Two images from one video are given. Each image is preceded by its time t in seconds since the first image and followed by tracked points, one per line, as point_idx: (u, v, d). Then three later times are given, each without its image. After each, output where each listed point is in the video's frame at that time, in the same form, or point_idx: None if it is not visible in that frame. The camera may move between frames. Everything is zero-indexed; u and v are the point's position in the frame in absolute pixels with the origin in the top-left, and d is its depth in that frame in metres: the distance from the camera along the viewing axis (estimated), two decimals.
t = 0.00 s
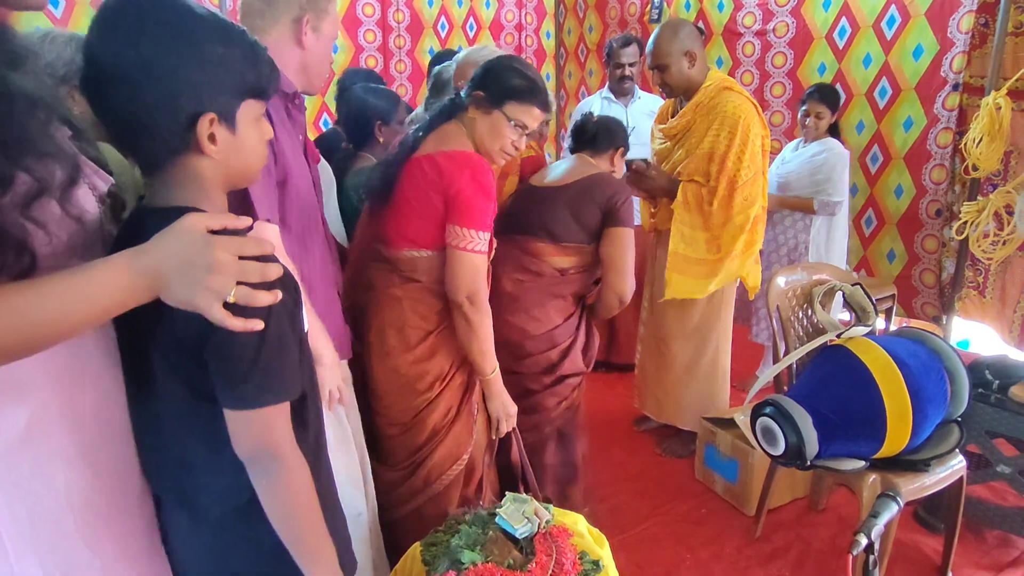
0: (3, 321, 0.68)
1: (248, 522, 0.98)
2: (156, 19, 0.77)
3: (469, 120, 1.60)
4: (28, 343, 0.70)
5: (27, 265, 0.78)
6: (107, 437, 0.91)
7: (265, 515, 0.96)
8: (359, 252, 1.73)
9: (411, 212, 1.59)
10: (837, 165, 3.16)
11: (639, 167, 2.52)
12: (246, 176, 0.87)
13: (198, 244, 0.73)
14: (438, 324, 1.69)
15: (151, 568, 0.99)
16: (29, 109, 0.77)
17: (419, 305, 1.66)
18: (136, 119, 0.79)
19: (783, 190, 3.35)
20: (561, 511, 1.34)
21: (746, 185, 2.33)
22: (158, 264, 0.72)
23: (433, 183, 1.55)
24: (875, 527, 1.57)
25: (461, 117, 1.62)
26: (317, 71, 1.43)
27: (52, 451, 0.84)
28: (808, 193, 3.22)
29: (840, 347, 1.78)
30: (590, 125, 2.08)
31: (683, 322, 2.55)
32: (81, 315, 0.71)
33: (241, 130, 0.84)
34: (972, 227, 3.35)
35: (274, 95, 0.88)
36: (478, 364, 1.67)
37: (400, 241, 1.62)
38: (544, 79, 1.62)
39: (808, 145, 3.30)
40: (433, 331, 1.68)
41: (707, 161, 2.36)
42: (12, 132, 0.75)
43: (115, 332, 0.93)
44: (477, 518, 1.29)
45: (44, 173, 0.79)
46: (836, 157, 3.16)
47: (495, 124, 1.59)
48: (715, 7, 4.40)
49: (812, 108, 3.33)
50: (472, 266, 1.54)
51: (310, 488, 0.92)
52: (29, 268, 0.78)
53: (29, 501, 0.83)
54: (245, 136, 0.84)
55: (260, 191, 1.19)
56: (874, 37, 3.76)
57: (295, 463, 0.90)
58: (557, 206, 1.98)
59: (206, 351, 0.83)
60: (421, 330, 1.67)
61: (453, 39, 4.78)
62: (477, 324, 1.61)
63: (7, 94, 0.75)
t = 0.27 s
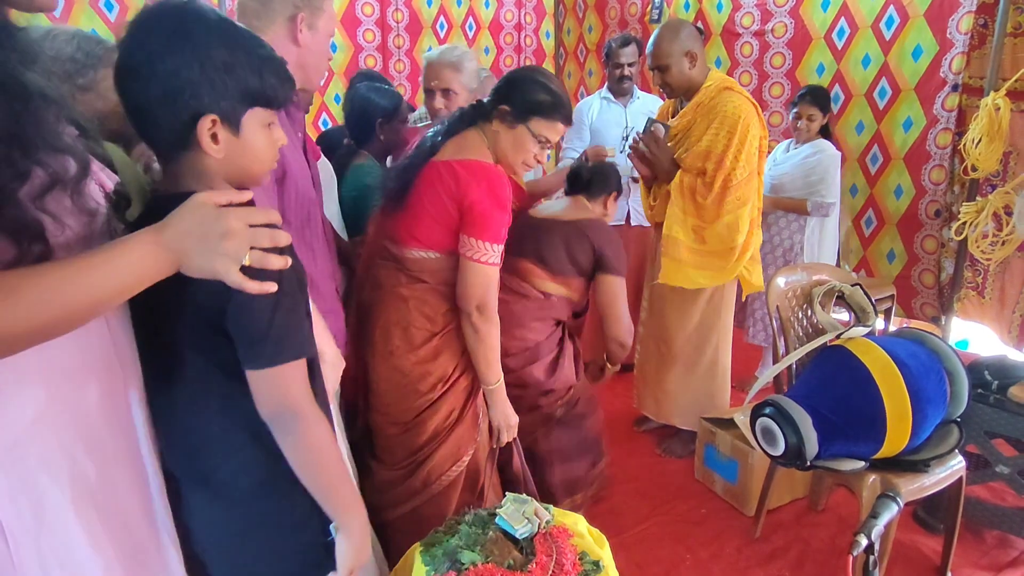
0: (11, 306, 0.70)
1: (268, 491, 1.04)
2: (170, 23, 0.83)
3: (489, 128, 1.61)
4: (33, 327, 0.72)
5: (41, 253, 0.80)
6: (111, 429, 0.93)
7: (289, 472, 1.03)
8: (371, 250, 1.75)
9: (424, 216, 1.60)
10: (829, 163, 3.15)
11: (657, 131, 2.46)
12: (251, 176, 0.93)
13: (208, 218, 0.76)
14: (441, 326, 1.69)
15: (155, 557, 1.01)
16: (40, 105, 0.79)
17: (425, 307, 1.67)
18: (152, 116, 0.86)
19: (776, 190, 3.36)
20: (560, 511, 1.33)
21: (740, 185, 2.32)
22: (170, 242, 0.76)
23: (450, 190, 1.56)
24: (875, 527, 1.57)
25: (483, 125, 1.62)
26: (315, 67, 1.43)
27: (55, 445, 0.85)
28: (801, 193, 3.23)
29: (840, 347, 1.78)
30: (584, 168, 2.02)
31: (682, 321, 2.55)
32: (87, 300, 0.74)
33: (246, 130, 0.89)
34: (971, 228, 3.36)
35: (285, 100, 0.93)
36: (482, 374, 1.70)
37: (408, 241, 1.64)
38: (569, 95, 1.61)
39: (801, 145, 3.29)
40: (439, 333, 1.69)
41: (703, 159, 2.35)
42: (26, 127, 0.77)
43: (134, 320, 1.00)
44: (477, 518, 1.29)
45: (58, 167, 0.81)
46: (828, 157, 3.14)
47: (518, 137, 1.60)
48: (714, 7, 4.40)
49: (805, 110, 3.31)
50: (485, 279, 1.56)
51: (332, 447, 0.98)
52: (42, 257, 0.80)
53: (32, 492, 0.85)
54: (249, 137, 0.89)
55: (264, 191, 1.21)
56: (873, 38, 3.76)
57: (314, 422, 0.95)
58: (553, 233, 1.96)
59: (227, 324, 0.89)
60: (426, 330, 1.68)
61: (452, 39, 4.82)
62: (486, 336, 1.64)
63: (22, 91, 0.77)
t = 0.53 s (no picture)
0: (23, 311, 0.73)
1: (298, 465, 1.09)
2: (199, 31, 0.89)
3: (502, 138, 1.61)
4: (46, 333, 0.75)
5: (64, 247, 0.83)
6: (111, 430, 0.95)
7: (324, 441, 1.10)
8: (376, 249, 1.75)
9: (430, 217, 1.61)
10: (821, 162, 3.17)
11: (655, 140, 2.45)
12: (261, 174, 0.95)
13: (232, 208, 0.84)
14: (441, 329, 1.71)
15: (152, 560, 1.02)
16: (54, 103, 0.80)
17: (426, 308, 1.68)
18: (179, 117, 0.91)
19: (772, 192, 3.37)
20: (559, 512, 1.34)
21: (745, 185, 2.33)
22: (203, 230, 0.83)
23: (457, 193, 1.57)
24: (874, 527, 1.57)
25: (497, 133, 1.61)
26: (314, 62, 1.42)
27: (50, 444, 0.88)
28: (798, 192, 3.24)
29: (839, 348, 1.78)
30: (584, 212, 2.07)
31: (682, 321, 2.55)
32: (107, 297, 0.78)
33: (261, 136, 0.92)
34: (969, 229, 3.37)
35: (302, 112, 0.95)
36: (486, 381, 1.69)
37: (413, 240, 1.65)
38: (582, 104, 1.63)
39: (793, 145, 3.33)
40: (439, 335, 1.71)
41: (704, 161, 2.36)
42: (42, 127, 0.78)
43: (152, 315, 1.05)
44: (475, 519, 1.30)
45: (72, 164, 0.82)
46: (822, 156, 3.18)
47: (535, 150, 1.62)
48: (713, 7, 4.40)
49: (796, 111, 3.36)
50: (491, 285, 1.57)
51: (364, 417, 1.04)
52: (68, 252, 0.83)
53: (28, 489, 0.88)
54: (264, 143, 0.92)
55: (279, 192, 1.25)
56: (872, 39, 3.77)
57: (344, 393, 1.01)
58: (559, 276, 2.06)
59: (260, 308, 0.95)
60: (427, 332, 1.70)
61: (451, 39, 4.85)
62: (491, 343, 1.64)
63: (34, 91, 0.77)
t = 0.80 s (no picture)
0: (33, 311, 0.73)
1: (294, 459, 1.08)
2: (224, 44, 0.91)
3: (510, 146, 1.60)
4: (53, 331, 0.74)
5: (75, 248, 0.84)
6: (119, 427, 0.95)
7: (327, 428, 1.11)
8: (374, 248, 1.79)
9: (432, 220, 1.62)
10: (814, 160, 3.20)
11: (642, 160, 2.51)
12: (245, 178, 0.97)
13: (236, 206, 0.85)
14: (440, 332, 1.72)
15: (162, 560, 1.01)
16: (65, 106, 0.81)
17: (425, 310, 1.69)
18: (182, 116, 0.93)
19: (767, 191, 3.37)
20: (558, 512, 1.34)
21: (757, 182, 2.35)
22: (205, 232, 0.83)
23: (460, 196, 1.57)
24: (872, 527, 1.58)
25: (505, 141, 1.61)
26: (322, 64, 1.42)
27: (56, 439, 0.88)
28: (792, 190, 3.27)
29: (838, 348, 1.78)
30: (560, 256, 2.19)
31: (681, 321, 2.55)
32: (126, 293, 0.78)
33: (251, 148, 0.94)
34: (968, 229, 3.36)
35: (303, 134, 0.99)
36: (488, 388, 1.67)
37: (414, 242, 1.66)
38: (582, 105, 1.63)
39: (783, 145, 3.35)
40: (438, 338, 1.72)
41: (714, 161, 2.36)
42: (53, 128, 0.79)
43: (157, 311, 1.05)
44: (474, 519, 1.29)
45: (83, 165, 0.83)
46: (813, 154, 3.21)
47: (543, 158, 1.63)
48: (712, 8, 4.41)
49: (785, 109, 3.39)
50: (495, 292, 1.56)
51: (359, 404, 1.06)
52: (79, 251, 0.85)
53: (35, 484, 0.88)
54: (253, 154, 0.95)
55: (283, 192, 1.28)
56: (870, 39, 3.77)
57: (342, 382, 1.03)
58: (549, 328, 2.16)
59: (262, 300, 0.96)
60: (425, 334, 1.71)
61: (450, 39, 4.88)
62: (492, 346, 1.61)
63: (44, 93, 0.78)
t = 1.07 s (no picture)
0: (44, 302, 0.74)
1: (262, 453, 1.12)
2: (214, 42, 0.93)
3: (512, 149, 1.61)
4: (61, 323, 0.76)
5: (79, 243, 0.86)
6: (124, 418, 0.98)
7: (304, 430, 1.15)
8: (371, 248, 1.80)
9: (433, 221, 1.62)
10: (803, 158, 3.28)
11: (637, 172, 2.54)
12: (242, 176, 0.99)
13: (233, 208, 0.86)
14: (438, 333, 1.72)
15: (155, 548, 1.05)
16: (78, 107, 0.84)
17: (423, 311, 1.69)
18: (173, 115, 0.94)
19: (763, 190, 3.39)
20: (557, 511, 1.33)
21: (765, 174, 2.36)
22: (208, 234, 0.84)
23: (461, 198, 1.57)
24: (869, 526, 1.58)
25: (507, 144, 1.61)
26: (328, 62, 1.42)
27: (68, 428, 0.91)
28: (783, 189, 3.32)
29: (836, 347, 1.78)
30: (546, 260, 2.25)
31: (682, 322, 2.55)
32: (135, 288, 0.80)
33: (244, 145, 0.96)
34: (966, 229, 3.35)
35: (294, 133, 1.00)
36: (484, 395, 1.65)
37: (414, 243, 1.66)
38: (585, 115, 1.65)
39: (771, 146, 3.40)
40: (436, 339, 1.72)
41: (721, 155, 2.37)
42: (64, 128, 0.81)
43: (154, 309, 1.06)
44: (472, 518, 1.30)
45: (93, 164, 0.85)
46: (801, 152, 3.29)
47: (545, 163, 1.64)
48: (710, 8, 4.41)
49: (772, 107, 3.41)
50: (493, 297, 1.55)
51: (332, 407, 1.11)
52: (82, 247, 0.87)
53: (49, 473, 0.90)
54: (246, 152, 0.97)
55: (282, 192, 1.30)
56: (867, 40, 3.78)
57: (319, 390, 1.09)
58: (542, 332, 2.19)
59: (250, 304, 1.01)
60: (424, 336, 1.70)
61: (449, 38, 4.88)
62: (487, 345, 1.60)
63: (55, 95, 0.80)
